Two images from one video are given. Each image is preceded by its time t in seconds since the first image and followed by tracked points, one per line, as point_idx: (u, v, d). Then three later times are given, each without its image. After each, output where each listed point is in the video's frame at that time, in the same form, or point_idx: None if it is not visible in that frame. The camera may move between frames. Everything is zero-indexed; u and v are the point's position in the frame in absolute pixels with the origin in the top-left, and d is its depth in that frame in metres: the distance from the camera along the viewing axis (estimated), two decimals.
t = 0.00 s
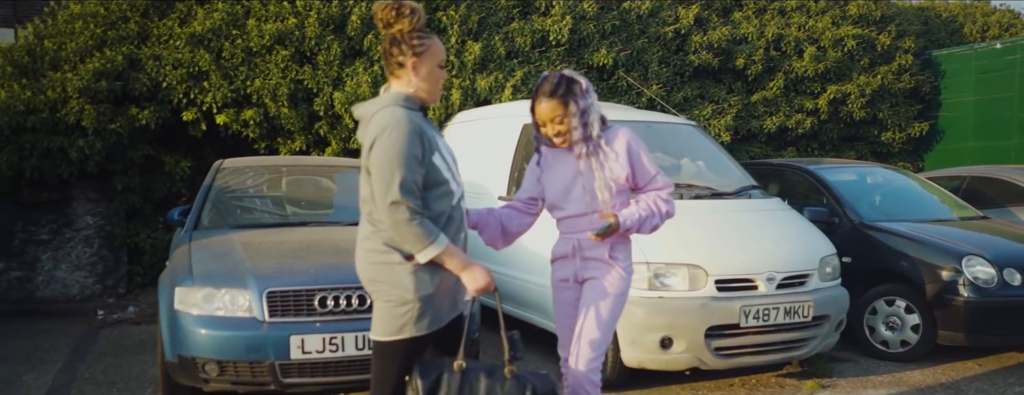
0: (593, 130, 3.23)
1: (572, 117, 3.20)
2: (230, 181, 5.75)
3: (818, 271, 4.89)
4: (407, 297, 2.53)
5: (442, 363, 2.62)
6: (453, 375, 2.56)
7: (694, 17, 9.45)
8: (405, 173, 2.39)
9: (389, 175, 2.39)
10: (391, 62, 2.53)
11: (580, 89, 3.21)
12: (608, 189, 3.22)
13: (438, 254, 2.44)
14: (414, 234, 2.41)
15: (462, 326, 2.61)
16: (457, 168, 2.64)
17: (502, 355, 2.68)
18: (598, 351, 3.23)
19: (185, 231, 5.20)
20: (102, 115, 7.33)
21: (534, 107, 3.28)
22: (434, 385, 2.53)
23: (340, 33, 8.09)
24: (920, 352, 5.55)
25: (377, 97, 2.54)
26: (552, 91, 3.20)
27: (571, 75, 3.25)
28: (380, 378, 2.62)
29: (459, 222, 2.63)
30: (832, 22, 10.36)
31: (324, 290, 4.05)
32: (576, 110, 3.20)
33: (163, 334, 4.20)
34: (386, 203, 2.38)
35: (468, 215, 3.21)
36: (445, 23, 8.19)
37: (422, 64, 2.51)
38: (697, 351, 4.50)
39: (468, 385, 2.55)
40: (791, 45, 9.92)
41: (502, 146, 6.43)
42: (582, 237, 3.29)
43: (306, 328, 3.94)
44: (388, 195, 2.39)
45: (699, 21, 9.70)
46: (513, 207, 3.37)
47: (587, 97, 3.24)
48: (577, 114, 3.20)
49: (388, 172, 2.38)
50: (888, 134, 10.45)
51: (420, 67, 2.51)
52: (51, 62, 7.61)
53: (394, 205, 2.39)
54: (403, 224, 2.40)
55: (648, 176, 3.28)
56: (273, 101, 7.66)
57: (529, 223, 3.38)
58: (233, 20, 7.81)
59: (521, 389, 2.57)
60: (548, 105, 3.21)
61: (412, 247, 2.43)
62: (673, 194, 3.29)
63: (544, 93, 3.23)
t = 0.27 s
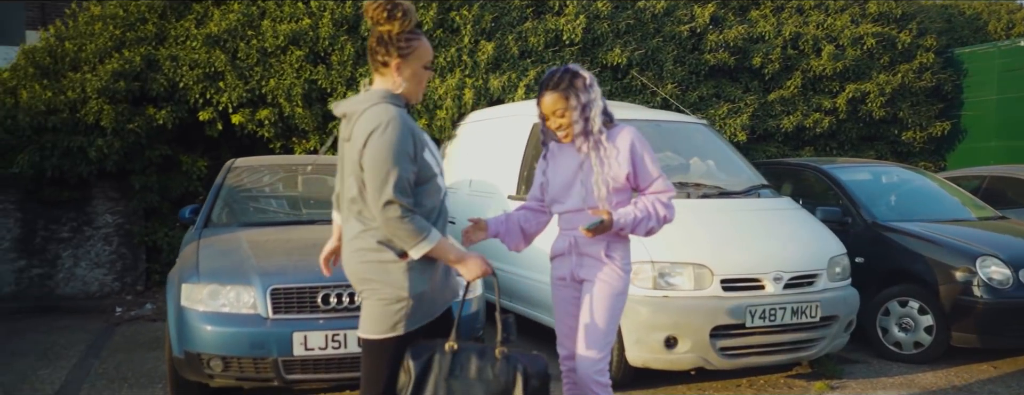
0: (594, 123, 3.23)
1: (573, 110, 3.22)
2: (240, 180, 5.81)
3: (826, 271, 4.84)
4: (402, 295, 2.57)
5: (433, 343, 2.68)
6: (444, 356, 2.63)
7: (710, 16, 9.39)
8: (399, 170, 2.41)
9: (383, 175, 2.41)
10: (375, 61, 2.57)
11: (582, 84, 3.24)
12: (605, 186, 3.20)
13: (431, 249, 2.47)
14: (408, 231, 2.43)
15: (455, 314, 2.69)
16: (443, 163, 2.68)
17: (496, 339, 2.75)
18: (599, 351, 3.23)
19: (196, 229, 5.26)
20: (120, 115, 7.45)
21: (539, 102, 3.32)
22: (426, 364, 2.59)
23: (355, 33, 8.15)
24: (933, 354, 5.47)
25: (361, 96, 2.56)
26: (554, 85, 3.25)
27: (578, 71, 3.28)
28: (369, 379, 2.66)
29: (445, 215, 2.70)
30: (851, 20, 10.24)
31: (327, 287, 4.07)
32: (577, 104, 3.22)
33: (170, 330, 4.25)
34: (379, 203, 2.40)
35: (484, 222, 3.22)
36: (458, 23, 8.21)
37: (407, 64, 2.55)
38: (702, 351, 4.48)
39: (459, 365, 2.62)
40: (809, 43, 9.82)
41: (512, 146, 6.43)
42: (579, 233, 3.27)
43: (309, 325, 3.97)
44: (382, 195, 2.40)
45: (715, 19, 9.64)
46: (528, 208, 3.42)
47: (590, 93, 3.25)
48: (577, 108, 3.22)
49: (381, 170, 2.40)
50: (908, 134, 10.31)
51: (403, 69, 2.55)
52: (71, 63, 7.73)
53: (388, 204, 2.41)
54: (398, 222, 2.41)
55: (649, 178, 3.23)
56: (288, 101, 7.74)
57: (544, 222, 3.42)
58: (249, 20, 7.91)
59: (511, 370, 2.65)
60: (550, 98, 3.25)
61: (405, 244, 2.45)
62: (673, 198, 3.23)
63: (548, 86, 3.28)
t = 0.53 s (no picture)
0: (601, 117, 3.20)
1: (578, 104, 3.20)
2: (256, 179, 5.89)
3: (839, 272, 4.78)
4: (400, 292, 2.61)
5: (443, 338, 2.77)
6: (454, 350, 2.71)
7: (730, 14, 9.32)
8: (408, 166, 2.49)
9: (389, 172, 2.47)
10: (361, 59, 2.62)
11: (591, 78, 3.21)
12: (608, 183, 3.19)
13: (441, 242, 2.57)
14: (416, 226, 2.50)
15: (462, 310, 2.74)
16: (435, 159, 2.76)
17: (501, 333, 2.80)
18: (609, 349, 3.23)
19: (211, 227, 5.35)
20: (144, 116, 7.58)
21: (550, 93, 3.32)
22: (435, 358, 2.69)
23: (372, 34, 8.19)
24: (952, 356, 5.37)
25: (354, 95, 2.62)
26: (563, 77, 3.23)
27: (587, 64, 3.25)
28: (363, 376, 2.69)
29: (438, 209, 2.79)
30: (876, 17, 10.09)
31: (335, 285, 4.11)
32: (583, 98, 3.19)
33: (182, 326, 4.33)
34: (390, 200, 2.46)
35: (500, 226, 3.25)
36: (474, 23, 8.26)
37: (392, 60, 2.61)
38: (710, 351, 4.45)
39: (467, 360, 2.70)
40: (831, 41, 9.71)
41: (526, 145, 6.44)
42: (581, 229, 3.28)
43: (315, 322, 4.02)
44: (392, 193, 2.47)
45: (736, 18, 9.56)
46: (536, 205, 3.44)
47: (598, 85, 3.21)
48: (584, 102, 3.19)
49: (389, 166, 2.46)
50: (934, 132, 10.13)
51: (388, 64, 2.60)
52: (96, 65, 7.88)
53: (398, 200, 2.47)
54: (409, 216, 2.49)
55: (655, 179, 3.20)
56: (307, 102, 7.83)
57: (553, 218, 3.45)
58: (269, 22, 8.02)
59: (518, 367, 2.71)
60: (558, 90, 3.24)
61: (415, 238, 2.54)
62: (680, 201, 3.18)
63: (558, 78, 3.26)
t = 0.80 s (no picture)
0: (610, 113, 3.18)
1: (586, 101, 3.19)
2: (273, 180, 5.96)
3: (851, 272, 4.72)
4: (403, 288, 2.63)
5: (447, 328, 2.88)
6: (460, 338, 2.84)
7: (751, 12, 9.23)
8: (408, 161, 2.53)
9: (389, 167, 2.51)
10: (352, 60, 2.67)
11: (600, 75, 3.20)
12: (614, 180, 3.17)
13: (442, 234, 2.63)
14: (417, 219, 2.56)
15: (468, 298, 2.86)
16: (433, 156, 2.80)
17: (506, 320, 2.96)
18: (619, 347, 3.21)
19: (227, 227, 5.43)
20: (167, 117, 7.71)
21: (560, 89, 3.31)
22: (443, 346, 2.79)
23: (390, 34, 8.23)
24: (971, 358, 5.30)
25: (350, 95, 2.65)
26: (573, 74, 3.23)
27: (598, 60, 3.25)
28: (361, 372, 2.70)
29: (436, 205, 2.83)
30: (901, 14, 9.94)
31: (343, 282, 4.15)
32: (591, 95, 3.18)
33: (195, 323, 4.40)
34: (392, 194, 2.52)
35: (512, 234, 3.27)
36: (492, 24, 8.29)
37: (381, 57, 2.64)
38: (719, 351, 4.43)
39: (475, 346, 2.84)
40: (855, 39, 9.59)
41: (541, 144, 6.45)
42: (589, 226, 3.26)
43: (323, 319, 4.07)
44: (397, 187, 2.52)
45: (758, 16, 9.46)
46: (543, 203, 3.45)
47: (607, 82, 3.20)
48: (592, 99, 3.18)
49: (389, 162, 2.51)
50: (962, 130, 9.94)
51: (378, 61, 2.64)
52: (121, 67, 8.02)
53: (399, 194, 2.52)
54: (410, 209, 2.54)
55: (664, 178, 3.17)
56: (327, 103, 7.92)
57: (558, 214, 3.48)
58: (289, 24, 8.14)
59: (524, 350, 2.86)
60: (568, 86, 3.23)
61: (417, 230, 2.59)
62: (689, 200, 3.15)
63: (569, 74, 3.26)
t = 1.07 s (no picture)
0: (617, 114, 3.17)
1: (594, 101, 3.19)
2: (289, 180, 6.04)
3: (863, 273, 4.68)
4: (404, 285, 2.66)
5: (458, 318, 2.91)
6: (469, 328, 2.86)
7: (769, 11, 9.17)
8: (407, 156, 2.57)
9: (389, 163, 2.54)
10: (349, 62, 2.71)
11: (609, 76, 3.20)
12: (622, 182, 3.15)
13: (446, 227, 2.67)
14: (421, 212, 2.60)
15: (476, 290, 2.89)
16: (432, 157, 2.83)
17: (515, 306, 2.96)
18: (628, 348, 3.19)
19: (242, 227, 5.51)
20: (187, 119, 7.83)
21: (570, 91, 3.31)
22: (452, 338, 2.83)
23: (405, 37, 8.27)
24: (988, 360, 5.25)
25: (349, 95, 2.68)
26: (584, 75, 3.23)
27: (609, 61, 3.24)
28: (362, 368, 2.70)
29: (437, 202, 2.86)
30: (923, 12, 9.81)
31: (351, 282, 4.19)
32: (600, 95, 3.18)
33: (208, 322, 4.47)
34: (394, 189, 2.54)
35: (520, 246, 3.28)
36: (507, 24, 8.32)
37: (376, 56, 2.68)
38: (727, 352, 4.41)
39: (484, 334, 2.85)
40: (876, 38, 9.49)
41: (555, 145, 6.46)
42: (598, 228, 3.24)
43: (331, 319, 4.12)
44: (399, 183, 2.55)
45: (776, 15, 9.40)
46: (550, 209, 3.43)
47: (615, 83, 3.20)
48: (599, 100, 3.18)
49: (389, 158, 2.54)
50: (985, 130, 9.77)
51: (374, 60, 2.68)
52: (143, 70, 8.16)
53: (400, 190, 2.55)
54: (413, 204, 2.57)
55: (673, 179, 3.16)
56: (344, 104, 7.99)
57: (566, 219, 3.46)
58: (307, 27, 8.23)
59: (532, 335, 2.86)
60: (577, 86, 3.24)
61: (420, 224, 2.62)
62: (699, 201, 3.14)
63: (580, 75, 3.26)
